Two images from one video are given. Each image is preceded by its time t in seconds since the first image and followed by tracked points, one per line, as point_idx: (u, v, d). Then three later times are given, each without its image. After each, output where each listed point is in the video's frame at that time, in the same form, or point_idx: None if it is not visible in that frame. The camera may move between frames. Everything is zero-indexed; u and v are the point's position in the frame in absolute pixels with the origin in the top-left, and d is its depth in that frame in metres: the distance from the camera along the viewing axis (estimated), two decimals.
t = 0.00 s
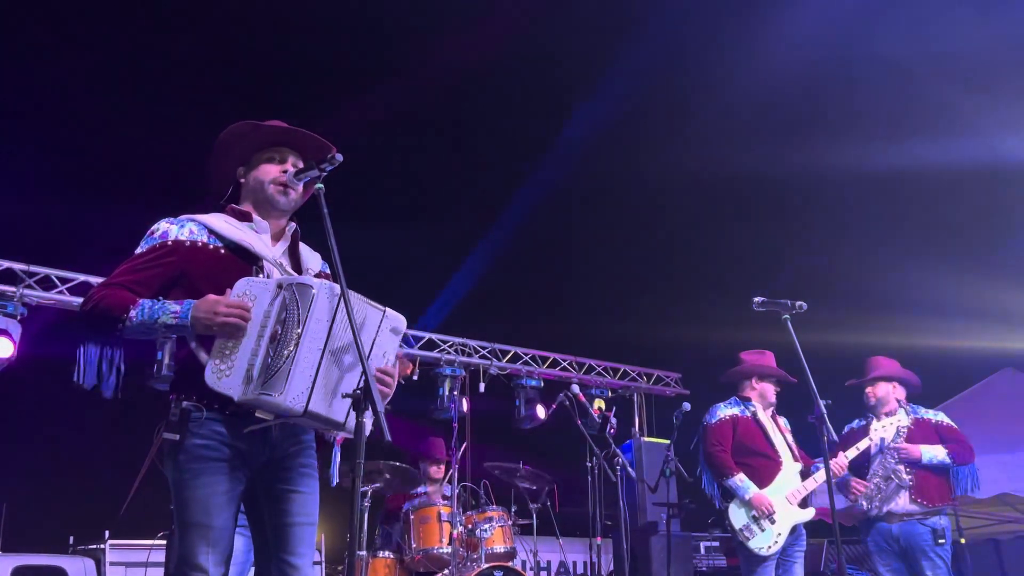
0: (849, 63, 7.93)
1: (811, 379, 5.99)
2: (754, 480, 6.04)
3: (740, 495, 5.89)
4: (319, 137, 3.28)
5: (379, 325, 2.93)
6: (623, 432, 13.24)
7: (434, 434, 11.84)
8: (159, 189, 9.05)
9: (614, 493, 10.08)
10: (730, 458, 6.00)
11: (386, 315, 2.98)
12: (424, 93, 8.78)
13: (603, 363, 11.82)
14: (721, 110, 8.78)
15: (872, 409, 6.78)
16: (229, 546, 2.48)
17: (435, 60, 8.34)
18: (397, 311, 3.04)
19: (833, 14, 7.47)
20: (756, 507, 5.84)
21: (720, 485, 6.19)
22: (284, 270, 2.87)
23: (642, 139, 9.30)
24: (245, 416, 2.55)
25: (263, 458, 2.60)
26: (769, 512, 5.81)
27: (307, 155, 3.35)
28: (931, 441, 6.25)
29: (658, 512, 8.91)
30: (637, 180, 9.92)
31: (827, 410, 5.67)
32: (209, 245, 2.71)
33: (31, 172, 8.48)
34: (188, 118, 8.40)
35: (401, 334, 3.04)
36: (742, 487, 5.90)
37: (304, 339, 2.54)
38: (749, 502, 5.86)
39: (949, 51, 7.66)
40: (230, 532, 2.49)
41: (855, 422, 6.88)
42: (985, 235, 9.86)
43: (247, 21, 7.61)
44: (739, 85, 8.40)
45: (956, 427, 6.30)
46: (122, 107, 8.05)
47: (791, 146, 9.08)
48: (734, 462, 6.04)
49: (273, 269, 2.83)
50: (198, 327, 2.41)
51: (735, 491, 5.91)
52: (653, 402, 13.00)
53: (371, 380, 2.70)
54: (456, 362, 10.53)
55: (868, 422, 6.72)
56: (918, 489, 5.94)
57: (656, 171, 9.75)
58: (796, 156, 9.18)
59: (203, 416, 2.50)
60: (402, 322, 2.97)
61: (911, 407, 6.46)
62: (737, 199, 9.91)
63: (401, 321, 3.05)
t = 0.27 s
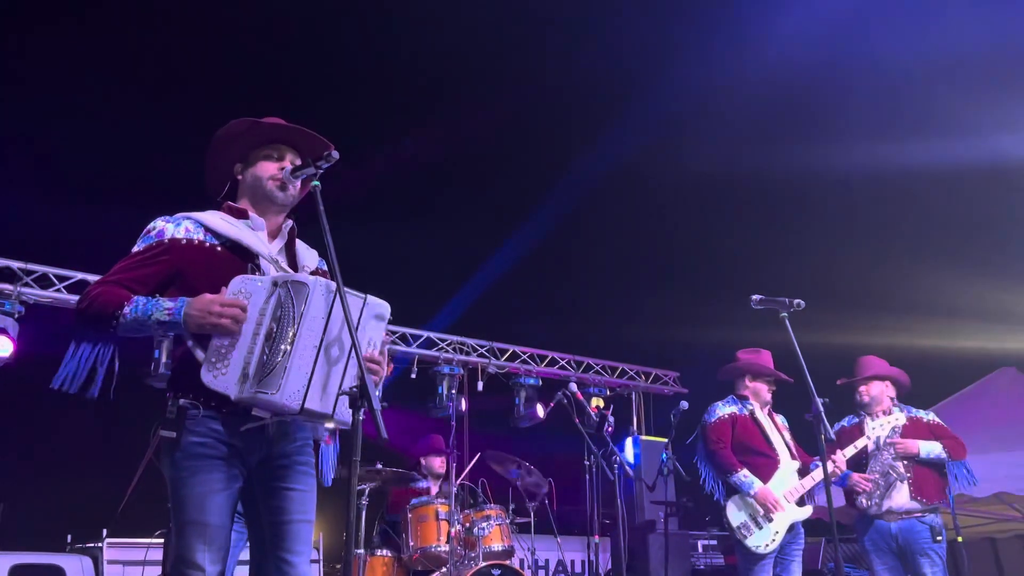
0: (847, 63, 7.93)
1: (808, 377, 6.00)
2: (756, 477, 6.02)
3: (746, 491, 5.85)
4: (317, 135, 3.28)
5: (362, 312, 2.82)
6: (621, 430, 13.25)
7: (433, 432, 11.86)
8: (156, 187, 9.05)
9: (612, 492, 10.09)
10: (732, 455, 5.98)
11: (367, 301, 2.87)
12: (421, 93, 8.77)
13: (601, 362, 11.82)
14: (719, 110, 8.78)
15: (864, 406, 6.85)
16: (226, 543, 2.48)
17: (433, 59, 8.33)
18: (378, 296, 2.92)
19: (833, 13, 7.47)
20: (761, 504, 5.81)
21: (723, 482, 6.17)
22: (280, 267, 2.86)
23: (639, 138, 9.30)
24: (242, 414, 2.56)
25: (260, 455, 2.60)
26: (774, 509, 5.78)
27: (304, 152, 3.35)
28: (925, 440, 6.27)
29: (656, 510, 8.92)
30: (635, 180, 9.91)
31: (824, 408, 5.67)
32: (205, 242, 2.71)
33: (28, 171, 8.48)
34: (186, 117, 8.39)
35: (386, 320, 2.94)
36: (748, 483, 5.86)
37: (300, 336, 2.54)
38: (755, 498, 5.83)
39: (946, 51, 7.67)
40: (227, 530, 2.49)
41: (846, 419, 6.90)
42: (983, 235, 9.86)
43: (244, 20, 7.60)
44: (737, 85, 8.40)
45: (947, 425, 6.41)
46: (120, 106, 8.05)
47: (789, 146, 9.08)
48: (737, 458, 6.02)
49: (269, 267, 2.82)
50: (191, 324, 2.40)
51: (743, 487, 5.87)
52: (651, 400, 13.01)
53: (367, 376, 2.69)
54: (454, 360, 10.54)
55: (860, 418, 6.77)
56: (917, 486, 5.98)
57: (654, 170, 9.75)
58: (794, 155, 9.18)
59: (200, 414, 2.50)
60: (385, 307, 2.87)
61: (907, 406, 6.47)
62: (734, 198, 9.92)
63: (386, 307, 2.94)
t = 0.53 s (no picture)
0: (846, 61, 7.93)
1: (806, 375, 6.00)
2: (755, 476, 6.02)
3: (745, 490, 5.84)
4: (316, 133, 3.27)
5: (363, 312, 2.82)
6: (619, 429, 13.25)
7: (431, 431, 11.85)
8: (154, 185, 9.04)
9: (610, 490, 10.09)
10: (732, 453, 5.96)
11: (368, 299, 2.86)
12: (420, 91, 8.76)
13: (599, 360, 11.82)
14: (718, 108, 8.77)
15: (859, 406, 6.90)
16: (223, 542, 2.48)
17: (431, 57, 8.33)
18: (379, 295, 2.91)
19: (834, 12, 7.46)
20: (760, 503, 5.80)
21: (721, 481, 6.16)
22: (278, 266, 2.86)
23: (638, 137, 9.29)
24: (240, 411, 2.56)
25: (256, 454, 2.60)
26: (771, 509, 5.79)
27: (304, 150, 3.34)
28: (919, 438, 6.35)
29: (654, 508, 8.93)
30: (635, 179, 9.90)
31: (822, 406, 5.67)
32: (202, 240, 2.71)
33: (26, 168, 8.46)
34: (183, 114, 8.38)
35: (385, 319, 2.93)
36: (748, 483, 5.84)
37: (297, 334, 2.54)
38: (754, 498, 5.82)
39: (945, 50, 7.66)
40: (224, 528, 2.49)
41: (840, 416, 6.88)
42: (981, 234, 9.86)
43: (242, 18, 7.60)
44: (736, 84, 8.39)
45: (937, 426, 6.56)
46: (117, 103, 8.03)
47: (788, 145, 9.07)
48: (736, 457, 6.01)
49: (268, 265, 2.82)
50: (185, 317, 2.39)
51: (742, 486, 5.85)
52: (649, 399, 13.01)
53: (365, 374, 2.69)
54: (453, 359, 10.53)
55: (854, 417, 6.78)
56: (913, 484, 6.06)
57: (653, 169, 9.75)
58: (793, 154, 9.17)
59: (197, 412, 2.50)
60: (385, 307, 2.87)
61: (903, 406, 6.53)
62: (733, 196, 9.91)
63: (386, 306, 2.93)
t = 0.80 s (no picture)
0: (845, 60, 7.93)
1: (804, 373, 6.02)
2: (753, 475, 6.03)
3: (744, 488, 5.85)
4: (315, 131, 3.27)
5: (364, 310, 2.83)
6: (618, 427, 13.26)
7: (430, 428, 11.86)
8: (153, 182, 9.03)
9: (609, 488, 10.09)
10: (731, 452, 5.98)
11: (369, 298, 2.87)
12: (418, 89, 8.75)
13: (598, 358, 11.83)
14: (716, 107, 8.76)
15: (852, 405, 6.95)
16: (223, 539, 2.49)
17: (430, 55, 8.32)
18: (380, 294, 2.92)
19: (832, 11, 7.45)
20: (759, 501, 5.82)
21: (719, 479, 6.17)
22: (278, 263, 2.86)
23: (637, 136, 9.28)
24: (240, 408, 2.56)
25: (257, 451, 2.60)
26: (770, 507, 5.80)
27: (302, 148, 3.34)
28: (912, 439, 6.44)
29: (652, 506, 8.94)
30: (634, 177, 9.90)
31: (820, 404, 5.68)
32: (202, 238, 2.71)
33: (24, 166, 8.45)
34: (182, 112, 8.37)
35: (386, 318, 2.94)
36: (746, 481, 5.86)
37: (298, 331, 2.55)
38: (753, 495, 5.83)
39: (944, 48, 7.66)
40: (224, 526, 2.49)
41: (832, 414, 6.90)
42: (979, 232, 9.87)
43: (240, 16, 7.59)
44: (734, 83, 8.38)
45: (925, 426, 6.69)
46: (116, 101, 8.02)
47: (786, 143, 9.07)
48: (735, 455, 6.02)
49: (267, 263, 2.82)
50: (185, 312, 2.39)
51: (741, 484, 5.87)
52: (648, 396, 13.03)
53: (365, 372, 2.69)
54: (452, 356, 10.53)
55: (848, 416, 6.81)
56: (910, 482, 6.10)
57: (652, 167, 9.74)
58: (791, 152, 9.18)
59: (197, 409, 2.51)
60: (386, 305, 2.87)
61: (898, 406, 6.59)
62: (732, 195, 9.91)
63: (387, 305, 2.94)
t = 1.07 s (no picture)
0: (844, 60, 7.92)
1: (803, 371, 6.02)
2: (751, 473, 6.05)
3: (743, 487, 5.88)
4: (313, 127, 3.26)
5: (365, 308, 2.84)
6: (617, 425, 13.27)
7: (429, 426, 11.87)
8: (152, 180, 9.03)
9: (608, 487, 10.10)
10: (730, 450, 6.00)
11: (369, 295, 2.87)
12: (418, 87, 8.74)
13: (598, 356, 11.84)
14: (716, 107, 8.75)
15: (848, 403, 6.98)
16: (223, 536, 2.49)
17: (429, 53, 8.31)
18: (381, 292, 2.92)
19: (832, 10, 7.44)
20: (758, 500, 5.84)
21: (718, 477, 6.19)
22: (278, 260, 2.86)
23: (637, 135, 9.27)
24: (240, 406, 2.56)
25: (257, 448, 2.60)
26: (768, 506, 5.82)
27: (301, 144, 3.34)
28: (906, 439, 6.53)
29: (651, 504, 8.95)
30: (633, 176, 9.89)
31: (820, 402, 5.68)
32: (202, 236, 2.71)
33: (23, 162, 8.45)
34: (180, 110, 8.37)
35: (387, 316, 2.94)
36: (744, 480, 5.89)
37: (299, 328, 2.55)
38: (751, 494, 5.85)
39: (944, 48, 7.66)
40: (224, 523, 2.50)
41: (831, 412, 6.87)
42: (978, 232, 9.87)
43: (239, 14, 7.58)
44: (734, 82, 8.37)
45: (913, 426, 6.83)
46: (114, 98, 8.01)
47: (786, 142, 9.07)
48: (734, 454, 6.05)
49: (268, 260, 2.81)
50: (183, 311, 2.39)
51: (739, 483, 5.89)
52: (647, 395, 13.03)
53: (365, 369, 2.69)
54: (451, 354, 10.54)
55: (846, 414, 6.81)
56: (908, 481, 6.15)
57: (651, 166, 9.73)
58: (791, 151, 9.17)
59: (198, 406, 2.51)
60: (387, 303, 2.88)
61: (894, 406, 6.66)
62: (731, 193, 9.91)
63: (388, 303, 2.94)
